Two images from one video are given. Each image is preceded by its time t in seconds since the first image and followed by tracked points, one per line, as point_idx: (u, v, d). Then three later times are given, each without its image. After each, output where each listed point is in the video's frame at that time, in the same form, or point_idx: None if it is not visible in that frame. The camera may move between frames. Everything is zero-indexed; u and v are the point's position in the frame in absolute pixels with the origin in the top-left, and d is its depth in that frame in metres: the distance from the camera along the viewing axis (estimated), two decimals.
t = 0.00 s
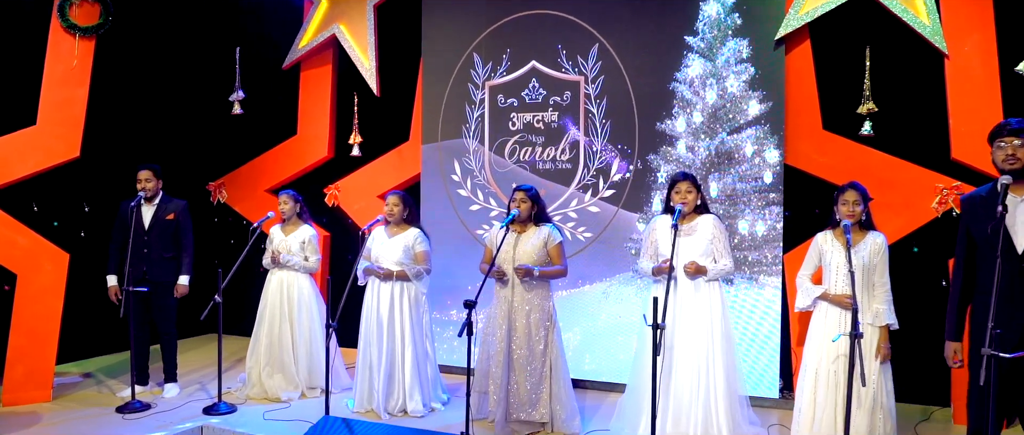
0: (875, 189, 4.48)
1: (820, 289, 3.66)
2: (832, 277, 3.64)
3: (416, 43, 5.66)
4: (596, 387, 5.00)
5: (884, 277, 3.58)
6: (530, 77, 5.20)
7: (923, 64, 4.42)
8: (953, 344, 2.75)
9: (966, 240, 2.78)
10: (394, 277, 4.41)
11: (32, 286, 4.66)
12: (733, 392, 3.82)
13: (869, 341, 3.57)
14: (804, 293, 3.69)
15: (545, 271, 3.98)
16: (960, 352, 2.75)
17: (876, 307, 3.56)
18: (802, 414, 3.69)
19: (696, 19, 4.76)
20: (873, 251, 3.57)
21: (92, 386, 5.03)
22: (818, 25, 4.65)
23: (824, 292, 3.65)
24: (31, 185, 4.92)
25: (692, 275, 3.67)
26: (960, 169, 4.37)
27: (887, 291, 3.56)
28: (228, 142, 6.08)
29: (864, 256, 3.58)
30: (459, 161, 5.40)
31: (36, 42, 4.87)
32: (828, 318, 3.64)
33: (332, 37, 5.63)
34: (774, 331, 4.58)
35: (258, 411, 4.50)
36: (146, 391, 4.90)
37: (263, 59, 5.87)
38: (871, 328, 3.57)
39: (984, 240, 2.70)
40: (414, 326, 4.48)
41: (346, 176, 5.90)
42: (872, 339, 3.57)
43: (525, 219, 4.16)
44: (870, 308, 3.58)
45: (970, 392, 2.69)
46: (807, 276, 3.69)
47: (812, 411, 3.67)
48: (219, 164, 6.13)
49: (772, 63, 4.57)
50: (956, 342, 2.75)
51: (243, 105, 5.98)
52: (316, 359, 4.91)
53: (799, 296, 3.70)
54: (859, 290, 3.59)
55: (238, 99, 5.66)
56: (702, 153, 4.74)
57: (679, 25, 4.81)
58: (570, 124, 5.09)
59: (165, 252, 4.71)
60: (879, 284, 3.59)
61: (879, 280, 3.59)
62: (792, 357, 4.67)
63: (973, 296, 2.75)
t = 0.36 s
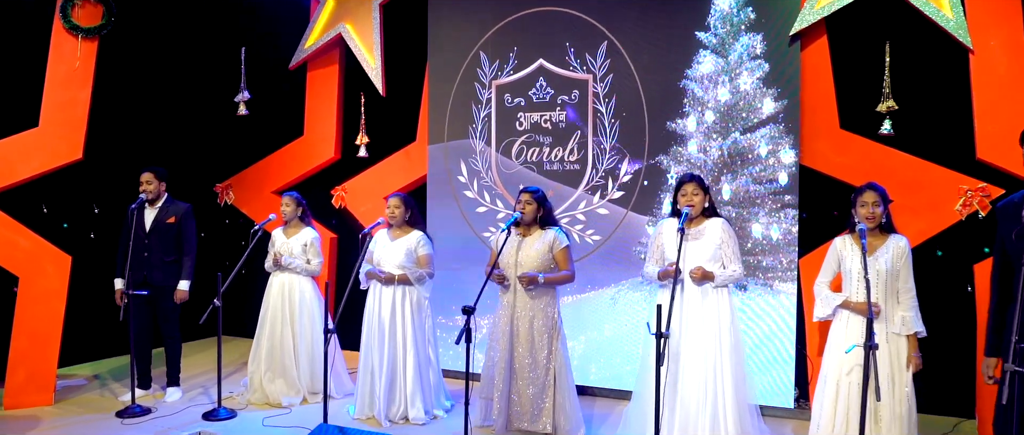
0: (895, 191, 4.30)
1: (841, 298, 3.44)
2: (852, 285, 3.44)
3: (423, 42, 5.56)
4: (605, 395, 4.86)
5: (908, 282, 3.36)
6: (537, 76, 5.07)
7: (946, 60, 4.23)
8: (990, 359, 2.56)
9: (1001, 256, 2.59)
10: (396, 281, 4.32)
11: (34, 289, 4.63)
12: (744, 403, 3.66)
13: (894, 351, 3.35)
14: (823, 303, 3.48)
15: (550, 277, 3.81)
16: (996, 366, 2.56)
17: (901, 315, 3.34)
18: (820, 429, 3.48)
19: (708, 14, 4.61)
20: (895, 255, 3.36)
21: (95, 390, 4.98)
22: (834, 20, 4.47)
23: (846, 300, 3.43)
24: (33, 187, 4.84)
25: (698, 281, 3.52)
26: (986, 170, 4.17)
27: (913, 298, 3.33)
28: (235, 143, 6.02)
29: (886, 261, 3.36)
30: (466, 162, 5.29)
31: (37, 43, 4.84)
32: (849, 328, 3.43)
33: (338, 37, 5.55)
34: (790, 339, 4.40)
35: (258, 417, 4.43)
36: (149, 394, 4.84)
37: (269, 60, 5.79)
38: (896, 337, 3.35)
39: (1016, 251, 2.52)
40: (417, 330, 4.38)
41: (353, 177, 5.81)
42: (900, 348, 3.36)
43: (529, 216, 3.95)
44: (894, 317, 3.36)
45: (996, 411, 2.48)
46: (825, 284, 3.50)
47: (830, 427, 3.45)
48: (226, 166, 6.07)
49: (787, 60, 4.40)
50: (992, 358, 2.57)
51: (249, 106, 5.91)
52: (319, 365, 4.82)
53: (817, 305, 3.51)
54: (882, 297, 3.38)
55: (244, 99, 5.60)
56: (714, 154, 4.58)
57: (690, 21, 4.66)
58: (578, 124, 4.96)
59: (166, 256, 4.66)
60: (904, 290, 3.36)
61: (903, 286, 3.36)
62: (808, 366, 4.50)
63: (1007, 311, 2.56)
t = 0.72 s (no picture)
0: (901, 200, 4.14)
1: (848, 314, 3.29)
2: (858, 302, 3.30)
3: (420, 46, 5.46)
4: (604, 407, 4.74)
5: (916, 297, 3.22)
6: (535, 81, 4.94)
7: (957, 63, 4.05)
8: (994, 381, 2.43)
9: (1007, 271, 2.45)
10: (383, 291, 4.24)
11: (24, 297, 4.59)
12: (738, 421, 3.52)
13: (905, 370, 3.20)
14: (831, 321, 3.33)
15: (544, 280, 3.61)
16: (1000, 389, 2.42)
17: (910, 332, 3.19)
18: None
19: (709, 15, 4.47)
20: (900, 269, 3.22)
21: (87, 399, 4.91)
22: (840, 21, 4.32)
23: (852, 317, 3.28)
24: (25, 194, 4.78)
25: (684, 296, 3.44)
26: (999, 178, 4.00)
27: (922, 314, 3.19)
28: (231, 149, 5.94)
29: (893, 276, 3.22)
30: (462, 168, 5.18)
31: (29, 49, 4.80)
32: (855, 347, 3.27)
33: (335, 40, 5.46)
34: (792, 353, 4.26)
35: (247, 429, 4.36)
36: (140, 405, 4.78)
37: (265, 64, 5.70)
38: (906, 356, 3.20)
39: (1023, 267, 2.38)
40: (404, 342, 4.30)
41: (351, 183, 5.71)
42: (911, 368, 3.20)
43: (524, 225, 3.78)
44: (903, 335, 3.21)
45: None
46: (832, 301, 3.34)
47: None
48: (223, 172, 5.97)
49: (792, 62, 4.22)
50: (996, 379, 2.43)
51: (245, 111, 5.83)
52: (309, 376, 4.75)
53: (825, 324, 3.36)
54: (890, 314, 3.23)
55: (240, 104, 5.53)
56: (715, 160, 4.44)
57: (690, 23, 4.52)
58: (576, 130, 4.83)
59: (154, 265, 4.64)
60: (912, 306, 3.22)
61: (911, 302, 3.22)
62: (812, 380, 4.35)
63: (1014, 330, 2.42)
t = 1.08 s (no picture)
0: (906, 209, 4.02)
1: (846, 331, 3.19)
2: (857, 318, 3.20)
3: (415, 51, 5.39)
4: (600, 419, 4.64)
5: (917, 314, 3.10)
6: (531, 86, 4.85)
7: (964, 68, 3.93)
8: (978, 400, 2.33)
9: (995, 281, 2.36)
10: (369, 303, 4.20)
11: (14, 305, 4.55)
12: None
13: (904, 390, 3.09)
14: (830, 338, 3.22)
15: (533, 298, 3.57)
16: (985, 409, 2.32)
17: (909, 350, 3.09)
18: None
19: (708, 18, 4.36)
20: (899, 285, 3.13)
21: (78, 409, 4.85)
22: (843, 25, 4.20)
23: (851, 333, 3.18)
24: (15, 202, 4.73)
25: (676, 310, 3.35)
26: (1007, 187, 3.88)
27: (922, 332, 3.07)
28: (225, 156, 5.85)
29: (890, 292, 3.13)
30: (458, 175, 5.09)
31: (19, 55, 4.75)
32: (854, 365, 3.17)
33: (330, 46, 5.39)
34: (793, 367, 4.16)
35: None
36: (130, 415, 4.73)
37: (259, 69, 5.63)
38: (905, 374, 3.09)
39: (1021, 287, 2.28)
40: (391, 354, 4.23)
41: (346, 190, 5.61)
42: (910, 388, 3.08)
43: (516, 237, 3.72)
44: (902, 352, 3.10)
45: None
46: (832, 317, 3.23)
47: None
48: (218, 178, 5.87)
49: (792, 68, 4.12)
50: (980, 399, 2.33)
51: (239, 117, 5.76)
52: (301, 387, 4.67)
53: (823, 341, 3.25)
54: (888, 331, 3.13)
55: (234, 111, 5.46)
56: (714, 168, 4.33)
57: (688, 27, 4.42)
58: (573, 137, 4.73)
59: (142, 274, 4.63)
60: (912, 323, 3.11)
61: (911, 318, 3.11)
62: (814, 395, 4.25)
63: (1001, 347, 2.33)
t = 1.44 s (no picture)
0: (915, 212, 3.87)
1: (846, 337, 3.06)
2: (858, 325, 3.07)
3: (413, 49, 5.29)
4: (600, 426, 4.52)
5: (921, 322, 2.96)
6: (529, 85, 4.74)
7: (977, 65, 3.78)
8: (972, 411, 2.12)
9: (992, 282, 2.13)
10: (361, 307, 4.07)
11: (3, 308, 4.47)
12: None
13: (904, 402, 2.94)
14: (830, 344, 3.10)
15: (526, 309, 3.44)
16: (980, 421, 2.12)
17: (912, 360, 2.94)
18: None
19: (710, 15, 4.24)
20: (904, 291, 2.99)
21: (69, 413, 4.76)
22: (850, 21, 4.06)
23: (851, 340, 3.05)
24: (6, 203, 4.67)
25: (674, 316, 3.22)
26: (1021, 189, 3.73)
27: (926, 341, 2.93)
28: (220, 156, 5.75)
29: (893, 299, 3.00)
30: (455, 176, 4.99)
31: (9, 54, 4.69)
32: (854, 373, 3.04)
33: (326, 44, 5.29)
34: (799, 374, 4.04)
35: None
36: (120, 420, 4.65)
37: (255, 67, 5.54)
38: (906, 385, 2.95)
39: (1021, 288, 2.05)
40: (385, 360, 4.10)
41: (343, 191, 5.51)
42: (910, 399, 2.94)
43: (511, 240, 3.63)
44: (905, 362, 2.96)
45: None
46: (834, 323, 3.10)
47: None
48: (214, 179, 5.79)
49: (798, 66, 3.99)
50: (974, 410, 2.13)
51: (235, 117, 5.67)
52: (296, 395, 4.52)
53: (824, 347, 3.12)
54: (891, 339, 2.99)
55: (229, 110, 5.37)
56: (717, 169, 4.20)
57: (690, 24, 4.29)
58: (571, 137, 4.62)
59: (133, 276, 4.58)
60: (917, 332, 2.96)
61: (916, 327, 2.97)
62: (819, 403, 4.12)
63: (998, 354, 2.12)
